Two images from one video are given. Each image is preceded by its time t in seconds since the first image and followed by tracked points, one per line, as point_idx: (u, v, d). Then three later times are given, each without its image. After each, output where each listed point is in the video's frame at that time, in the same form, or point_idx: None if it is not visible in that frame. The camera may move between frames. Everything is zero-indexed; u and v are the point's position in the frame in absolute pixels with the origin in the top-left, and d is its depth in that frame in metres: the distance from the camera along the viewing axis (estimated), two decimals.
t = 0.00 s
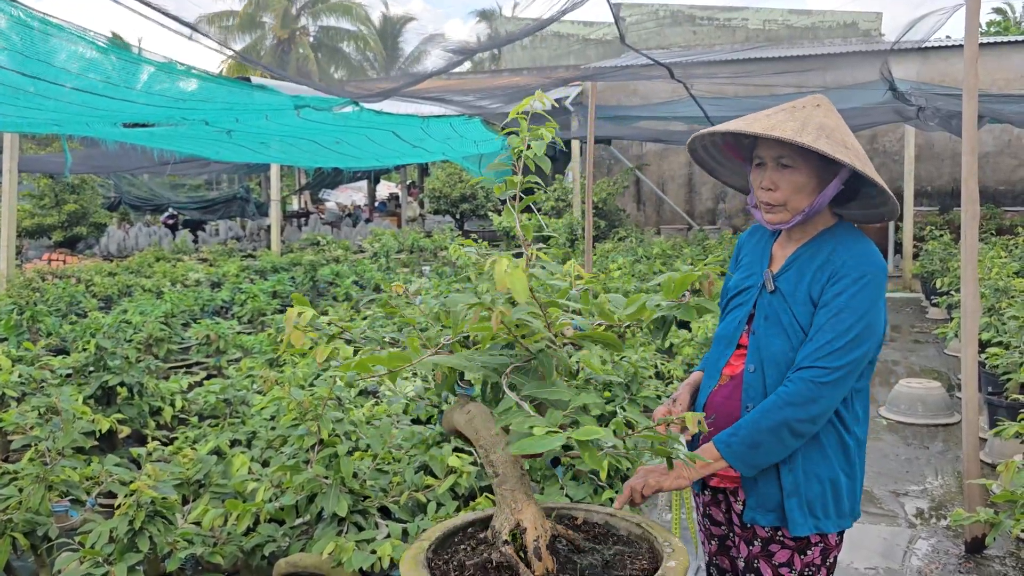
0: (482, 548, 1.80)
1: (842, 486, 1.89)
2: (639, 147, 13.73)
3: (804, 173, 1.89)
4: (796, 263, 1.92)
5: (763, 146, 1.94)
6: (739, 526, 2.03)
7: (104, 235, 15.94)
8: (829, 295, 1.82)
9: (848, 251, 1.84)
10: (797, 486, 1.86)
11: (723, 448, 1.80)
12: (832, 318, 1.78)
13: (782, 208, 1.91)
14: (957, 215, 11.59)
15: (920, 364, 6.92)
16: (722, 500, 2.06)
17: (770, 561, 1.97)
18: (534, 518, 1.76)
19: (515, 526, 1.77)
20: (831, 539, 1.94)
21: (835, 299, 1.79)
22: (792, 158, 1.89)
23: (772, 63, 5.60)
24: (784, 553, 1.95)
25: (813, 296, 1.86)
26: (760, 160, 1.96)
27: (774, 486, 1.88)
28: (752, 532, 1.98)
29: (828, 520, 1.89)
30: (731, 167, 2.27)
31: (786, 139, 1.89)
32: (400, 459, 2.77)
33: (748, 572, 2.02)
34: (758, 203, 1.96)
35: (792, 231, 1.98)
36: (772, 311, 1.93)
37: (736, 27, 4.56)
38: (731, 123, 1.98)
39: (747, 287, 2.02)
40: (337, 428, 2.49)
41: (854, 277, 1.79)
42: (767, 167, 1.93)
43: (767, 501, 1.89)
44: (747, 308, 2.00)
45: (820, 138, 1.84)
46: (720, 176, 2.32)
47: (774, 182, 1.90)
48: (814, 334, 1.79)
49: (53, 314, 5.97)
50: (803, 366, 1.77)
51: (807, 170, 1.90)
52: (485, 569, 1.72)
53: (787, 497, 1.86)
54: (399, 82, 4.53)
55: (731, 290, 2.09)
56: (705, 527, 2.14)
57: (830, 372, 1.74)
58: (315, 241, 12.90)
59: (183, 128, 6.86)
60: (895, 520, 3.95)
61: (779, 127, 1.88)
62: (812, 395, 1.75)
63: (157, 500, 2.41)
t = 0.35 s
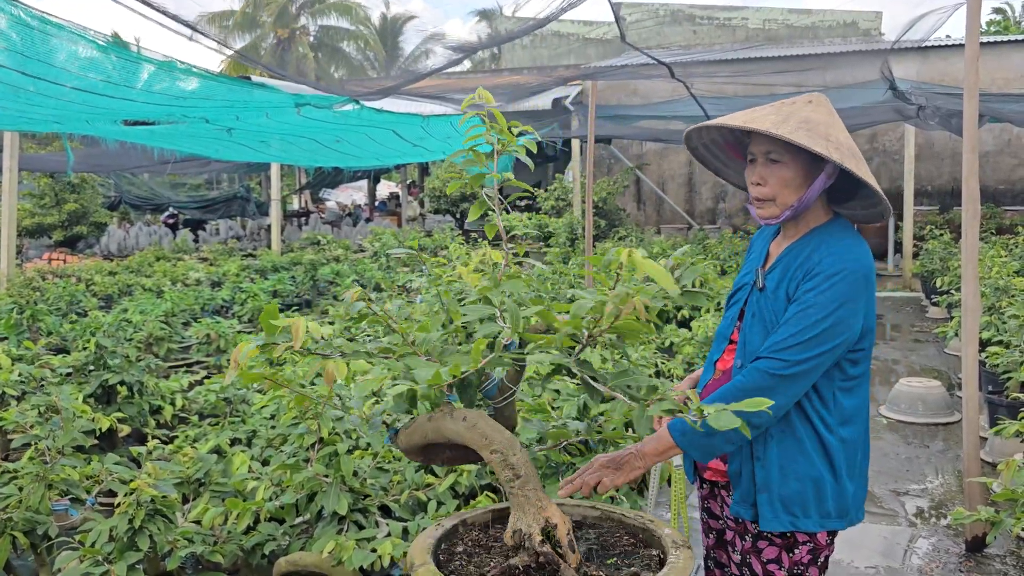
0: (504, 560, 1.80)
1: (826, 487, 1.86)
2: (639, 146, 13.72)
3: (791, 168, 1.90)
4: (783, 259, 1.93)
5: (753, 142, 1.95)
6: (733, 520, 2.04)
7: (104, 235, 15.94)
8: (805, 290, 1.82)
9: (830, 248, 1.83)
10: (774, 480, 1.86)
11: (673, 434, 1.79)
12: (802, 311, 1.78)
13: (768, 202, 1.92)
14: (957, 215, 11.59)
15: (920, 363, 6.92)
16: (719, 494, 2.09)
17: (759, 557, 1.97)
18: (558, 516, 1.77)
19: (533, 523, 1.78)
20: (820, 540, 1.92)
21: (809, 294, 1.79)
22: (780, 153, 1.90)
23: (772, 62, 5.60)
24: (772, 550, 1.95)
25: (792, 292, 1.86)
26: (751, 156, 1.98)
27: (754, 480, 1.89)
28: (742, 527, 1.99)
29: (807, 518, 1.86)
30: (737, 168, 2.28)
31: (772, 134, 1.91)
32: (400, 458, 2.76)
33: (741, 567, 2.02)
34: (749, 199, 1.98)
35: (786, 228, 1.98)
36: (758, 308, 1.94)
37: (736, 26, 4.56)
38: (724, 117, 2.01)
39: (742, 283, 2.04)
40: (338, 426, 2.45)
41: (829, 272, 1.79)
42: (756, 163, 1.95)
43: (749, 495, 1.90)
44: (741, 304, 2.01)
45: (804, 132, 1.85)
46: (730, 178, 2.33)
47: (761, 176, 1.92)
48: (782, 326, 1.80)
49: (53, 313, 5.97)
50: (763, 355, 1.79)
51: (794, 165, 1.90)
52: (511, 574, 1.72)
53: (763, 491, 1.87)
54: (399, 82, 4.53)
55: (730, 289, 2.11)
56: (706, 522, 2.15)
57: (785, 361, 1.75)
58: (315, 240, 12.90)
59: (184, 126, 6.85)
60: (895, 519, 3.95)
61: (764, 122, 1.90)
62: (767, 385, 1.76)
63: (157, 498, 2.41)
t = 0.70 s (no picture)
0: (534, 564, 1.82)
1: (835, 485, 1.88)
2: (640, 145, 13.73)
3: (790, 170, 1.91)
4: (786, 262, 1.94)
5: (750, 146, 1.96)
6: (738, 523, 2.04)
7: (105, 234, 15.96)
8: (819, 297, 1.83)
9: (833, 250, 1.85)
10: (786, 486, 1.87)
11: (747, 481, 1.78)
12: (823, 318, 1.79)
13: (771, 205, 1.93)
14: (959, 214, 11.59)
15: (921, 363, 6.93)
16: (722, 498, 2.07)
17: (767, 558, 1.98)
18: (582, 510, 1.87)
19: (565, 522, 1.87)
20: (827, 538, 1.96)
21: (827, 301, 1.80)
22: (778, 155, 1.91)
23: (773, 61, 5.60)
24: (781, 552, 1.97)
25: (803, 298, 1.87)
26: (747, 160, 1.98)
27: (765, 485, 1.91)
28: (748, 530, 2.00)
29: (820, 520, 1.89)
30: (723, 172, 2.30)
31: (770, 138, 1.91)
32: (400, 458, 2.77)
33: (747, 570, 2.03)
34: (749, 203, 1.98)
35: (784, 229, 2.00)
36: (763, 312, 1.95)
37: (737, 25, 4.55)
38: (718, 123, 2.01)
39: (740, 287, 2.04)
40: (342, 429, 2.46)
41: (841, 278, 1.80)
42: (754, 167, 1.95)
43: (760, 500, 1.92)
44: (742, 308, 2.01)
45: (804, 134, 1.86)
46: (712, 181, 2.35)
47: (761, 180, 1.93)
48: (813, 340, 1.80)
49: (55, 313, 6.00)
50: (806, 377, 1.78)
51: (793, 167, 1.91)
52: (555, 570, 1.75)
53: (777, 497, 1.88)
54: (400, 81, 4.52)
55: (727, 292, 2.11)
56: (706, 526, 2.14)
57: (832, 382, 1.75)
58: (316, 240, 12.91)
59: (186, 125, 6.85)
60: (897, 518, 3.95)
61: (765, 124, 1.90)
62: (818, 409, 1.76)
63: (161, 498, 2.43)
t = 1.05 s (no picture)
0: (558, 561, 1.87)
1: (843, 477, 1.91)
2: (639, 144, 13.73)
3: (783, 170, 1.93)
4: (783, 260, 1.94)
5: (739, 147, 1.96)
6: (741, 525, 2.04)
7: (104, 233, 15.96)
8: (831, 294, 1.84)
9: (832, 247, 1.87)
10: (801, 483, 1.89)
11: (836, 500, 1.73)
12: (842, 315, 1.80)
13: (766, 206, 1.93)
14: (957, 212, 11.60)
15: (920, 361, 6.94)
16: (720, 502, 2.06)
17: (774, 556, 2.01)
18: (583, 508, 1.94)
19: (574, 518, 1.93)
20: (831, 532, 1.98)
21: (841, 299, 1.81)
22: (769, 156, 1.93)
23: (772, 60, 5.60)
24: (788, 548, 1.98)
25: (811, 296, 1.88)
26: (735, 162, 1.98)
27: (779, 484, 1.91)
28: (753, 530, 2.02)
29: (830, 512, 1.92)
30: (696, 177, 2.29)
31: (762, 139, 1.92)
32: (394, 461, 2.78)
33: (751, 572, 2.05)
34: (740, 205, 1.97)
35: (772, 230, 2.01)
36: (762, 312, 1.95)
37: (737, 24, 4.55)
38: (704, 125, 2.01)
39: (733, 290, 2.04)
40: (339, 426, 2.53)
41: (850, 273, 1.82)
42: (746, 169, 1.95)
43: (773, 500, 1.93)
44: (736, 310, 2.01)
45: (798, 133, 1.88)
46: (682, 186, 2.35)
47: (753, 181, 1.93)
48: (837, 341, 1.81)
49: (54, 312, 6.01)
50: (846, 380, 1.77)
51: (784, 167, 1.93)
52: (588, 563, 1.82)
53: (792, 495, 1.90)
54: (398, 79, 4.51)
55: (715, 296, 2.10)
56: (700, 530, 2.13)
57: (875, 381, 1.76)
58: (315, 239, 12.91)
59: (185, 124, 6.84)
60: (895, 517, 3.96)
61: (758, 124, 1.91)
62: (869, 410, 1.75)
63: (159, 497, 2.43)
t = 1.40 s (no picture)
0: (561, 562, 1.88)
1: (827, 476, 1.93)
2: (632, 143, 13.74)
3: (775, 171, 1.93)
4: (770, 259, 1.94)
5: (732, 147, 1.95)
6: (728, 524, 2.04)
7: (94, 233, 15.89)
8: (814, 292, 1.84)
9: (818, 246, 1.88)
10: (786, 480, 1.89)
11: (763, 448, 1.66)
12: (826, 312, 1.80)
13: (758, 206, 1.93)
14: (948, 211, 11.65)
15: (911, 360, 6.96)
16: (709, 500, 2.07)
17: (761, 557, 1.98)
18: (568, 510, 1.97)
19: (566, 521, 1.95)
20: (819, 532, 1.97)
21: (825, 297, 1.81)
22: (762, 156, 1.93)
23: (765, 59, 5.60)
24: (775, 549, 1.97)
25: (795, 295, 1.88)
26: (728, 161, 1.97)
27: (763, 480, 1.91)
28: (741, 529, 2.00)
29: (815, 512, 1.92)
30: (682, 175, 2.28)
31: (757, 140, 1.92)
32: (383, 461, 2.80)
33: (739, 570, 2.03)
34: (732, 204, 1.97)
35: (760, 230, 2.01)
36: (749, 311, 1.95)
37: (729, 23, 4.54)
38: (697, 124, 1.99)
39: (719, 290, 2.04)
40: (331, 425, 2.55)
41: (835, 272, 1.82)
42: (738, 168, 1.95)
43: (759, 498, 1.92)
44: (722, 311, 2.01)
45: (794, 134, 1.87)
46: (667, 184, 2.34)
47: (746, 181, 1.93)
48: (817, 336, 1.80)
49: (44, 313, 5.98)
50: (819, 369, 1.75)
51: (777, 168, 1.93)
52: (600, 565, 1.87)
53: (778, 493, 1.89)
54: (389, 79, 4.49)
55: (704, 295, 2.10)
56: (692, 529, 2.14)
57: (849, 374, 1.74)
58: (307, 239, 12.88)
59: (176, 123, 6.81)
60: (886, 516, 3.97)
61: (755, 123, 1.90)
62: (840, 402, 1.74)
63: (149, 499, 2.42)
